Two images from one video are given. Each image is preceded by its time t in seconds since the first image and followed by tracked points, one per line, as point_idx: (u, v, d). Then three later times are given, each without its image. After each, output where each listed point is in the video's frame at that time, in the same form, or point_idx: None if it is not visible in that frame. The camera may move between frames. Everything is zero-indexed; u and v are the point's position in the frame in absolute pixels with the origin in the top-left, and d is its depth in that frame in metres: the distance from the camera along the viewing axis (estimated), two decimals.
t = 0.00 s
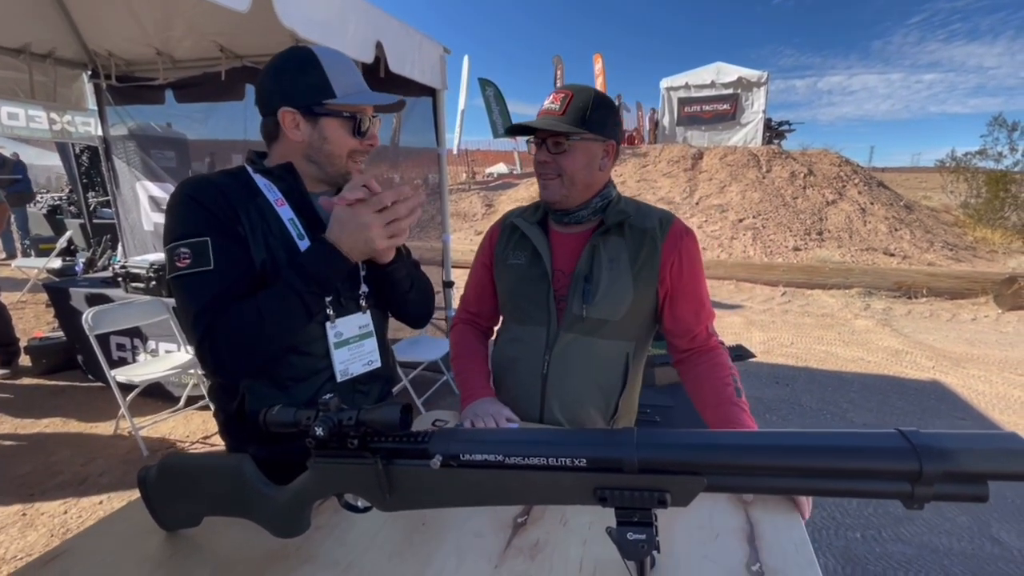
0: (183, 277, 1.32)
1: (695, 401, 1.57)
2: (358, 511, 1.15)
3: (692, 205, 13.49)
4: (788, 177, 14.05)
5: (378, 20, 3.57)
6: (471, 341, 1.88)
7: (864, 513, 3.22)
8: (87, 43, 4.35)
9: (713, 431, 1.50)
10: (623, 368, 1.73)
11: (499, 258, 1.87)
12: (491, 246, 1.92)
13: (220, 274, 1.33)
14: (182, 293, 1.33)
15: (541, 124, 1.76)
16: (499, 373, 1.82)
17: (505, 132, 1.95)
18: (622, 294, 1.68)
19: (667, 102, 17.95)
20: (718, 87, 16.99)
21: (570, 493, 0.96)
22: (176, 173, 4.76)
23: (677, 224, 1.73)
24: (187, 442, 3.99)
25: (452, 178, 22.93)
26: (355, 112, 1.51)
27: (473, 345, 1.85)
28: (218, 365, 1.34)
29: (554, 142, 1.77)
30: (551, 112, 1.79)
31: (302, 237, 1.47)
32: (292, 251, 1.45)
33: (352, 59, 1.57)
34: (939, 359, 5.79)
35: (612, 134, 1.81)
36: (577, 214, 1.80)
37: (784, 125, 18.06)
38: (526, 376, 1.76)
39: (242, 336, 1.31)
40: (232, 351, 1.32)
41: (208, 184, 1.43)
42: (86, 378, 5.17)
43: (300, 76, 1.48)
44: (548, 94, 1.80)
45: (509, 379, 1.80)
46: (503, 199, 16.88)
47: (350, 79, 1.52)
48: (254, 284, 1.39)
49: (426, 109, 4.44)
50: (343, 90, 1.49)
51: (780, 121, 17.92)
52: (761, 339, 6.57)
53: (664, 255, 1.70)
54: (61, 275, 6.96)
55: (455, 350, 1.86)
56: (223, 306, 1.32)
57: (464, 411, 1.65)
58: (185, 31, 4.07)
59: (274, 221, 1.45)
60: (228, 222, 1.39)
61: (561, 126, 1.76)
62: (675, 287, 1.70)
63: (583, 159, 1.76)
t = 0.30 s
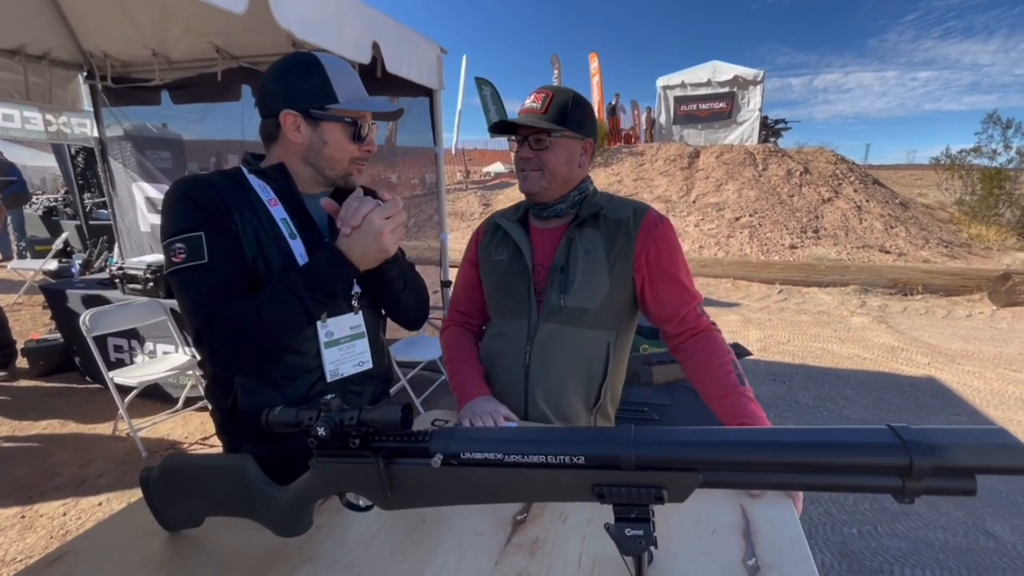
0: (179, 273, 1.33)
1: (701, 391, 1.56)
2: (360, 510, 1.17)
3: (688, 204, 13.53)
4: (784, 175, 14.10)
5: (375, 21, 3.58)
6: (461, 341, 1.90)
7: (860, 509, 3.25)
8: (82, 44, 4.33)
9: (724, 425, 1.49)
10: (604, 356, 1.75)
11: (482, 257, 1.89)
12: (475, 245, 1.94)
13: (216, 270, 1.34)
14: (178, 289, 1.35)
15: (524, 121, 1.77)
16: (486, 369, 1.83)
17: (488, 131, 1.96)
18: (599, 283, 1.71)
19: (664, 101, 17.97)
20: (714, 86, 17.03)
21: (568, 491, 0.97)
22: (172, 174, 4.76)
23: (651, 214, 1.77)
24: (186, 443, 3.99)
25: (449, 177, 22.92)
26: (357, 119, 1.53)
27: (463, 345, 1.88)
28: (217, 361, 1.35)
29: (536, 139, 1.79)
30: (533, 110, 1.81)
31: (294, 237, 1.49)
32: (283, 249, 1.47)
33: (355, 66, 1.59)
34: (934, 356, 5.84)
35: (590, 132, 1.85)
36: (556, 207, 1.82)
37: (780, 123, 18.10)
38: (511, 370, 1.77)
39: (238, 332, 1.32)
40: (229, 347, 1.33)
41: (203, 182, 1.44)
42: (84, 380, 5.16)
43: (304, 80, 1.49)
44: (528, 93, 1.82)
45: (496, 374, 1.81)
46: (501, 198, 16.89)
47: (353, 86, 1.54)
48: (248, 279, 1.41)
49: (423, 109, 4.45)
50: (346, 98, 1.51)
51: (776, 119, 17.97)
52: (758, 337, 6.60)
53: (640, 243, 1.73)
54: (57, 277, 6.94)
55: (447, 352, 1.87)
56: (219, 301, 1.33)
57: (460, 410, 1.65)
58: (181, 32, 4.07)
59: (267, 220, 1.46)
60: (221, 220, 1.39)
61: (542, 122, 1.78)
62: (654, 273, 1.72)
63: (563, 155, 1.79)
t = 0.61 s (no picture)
0: (176, 270, 1.33)
1: (692, 391, 1.57)
2: (360, 508, 1.17)
3: (685, 202, 13.56)
4: (780, 174, 14.14)
5: (370, 21, 3.57)
6: (457, 344, 1.90)
7: (858, 505, 3.27)
8: (76, 46, 4.31)
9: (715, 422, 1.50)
10: (599, 356, 1.76)
11: (475, 261, 1.89)
12: (468, 249, 1.94)
13: (213, 267, 1.35)
14: (175, 286, 1.35)
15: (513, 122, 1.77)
16: (483, 372, 1.84)
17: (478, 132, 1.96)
18: (592, 285, 1.72)
19: (660, 100, 18.01)
20: (710, 84, 17.06)
21: (568, 488, 0.97)
22: (168, 176, 4.74)
23: (641, 213, 1.77)
24: (184, 444, 3.98)
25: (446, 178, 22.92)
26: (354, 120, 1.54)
27: (460, 346, 1.88)
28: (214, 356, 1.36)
29: (526, 140, 1.79)
30: (522, 112, 1.81)
31: (290, 236, 1.49)
32: (280, 249, 1.46)
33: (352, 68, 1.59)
34: (930, 352, 5.87)
35: (578, 132, 1.85)
36: (547, 210, 1.83)
37: (776, 122, 18.15)
38: (508, 372, 1.78)
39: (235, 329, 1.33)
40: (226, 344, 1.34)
41: (201, 180, 1.44)
42: (81, 383, 5.14)
43: (302, 82, 1.49)
44: (517, 94, 1.82)
45: (493, 377, 1.82)
46: (498, 198, 16.89)
47: (350, 87, 1.54)
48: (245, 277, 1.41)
49: (419, 109, 4.45)
50: (345, 100, 1.51)
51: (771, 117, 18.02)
52: (755, 335, 6.62)
53: (630, 244, 1.73)
54: (53, 279, 6.91)
55: (443, 355, 1.87)
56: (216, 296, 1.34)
57: (457, 409, 1.65)
58: (176, 32, 4.06)
59: (264, 219, 1.46)
60: (219, 218, 1.39)
61: (532, 123, 1.78)
62: (645, 273, 1.72)
63: (554, 156, 1.79)
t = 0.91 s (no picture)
0: (171, 274, 1.34)
1: (691, 389, 1.58)
2: (360, 508, 1.18)
3: (681, 202, 13.61)
4: (776, 173, 14.19)
5: (366, 22, 3.58)
6: (459, 345, 1.90)
7: (855, 501, 3.29)
8: (72, 49, 4.30)
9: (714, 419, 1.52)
10: (602, 355, 1.77)
11: (476, 263, 1.90)
12: (468, 251, 1.95)
13: (209, 271, 1.35)
14: (168, 289, 1.34)
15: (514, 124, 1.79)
16: (485, 373, 1.85)
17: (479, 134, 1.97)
18: (593, 285, 1.73)
19: (656, 100, 18.05)
20: (706, 84, 17.10)
21: (567, 485, 0.99)
22: (164, 178, 4.74)
23: (640, 212, 1.78)
24: (182, 447, 3.98)
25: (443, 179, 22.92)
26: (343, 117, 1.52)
27: (461, 348, 1.89)
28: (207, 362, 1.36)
29: (527, 141, 1.80)
30: (522, 113, 1.82)
31: (289, 240, 1.48)
32: (278, 253, 1.46)
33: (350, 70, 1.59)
34: (926, 349, 5.90)
35: (578, 133, 1.87)
36: (547, 210, 1.84)
37: (771, 121, 18.20)
38: (511, 373, 1.79)
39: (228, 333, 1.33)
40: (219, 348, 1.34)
41: (200, 183, 1.45)
42: (78, 386, 5.13)
43: (294, 83, 1.50)
44: (517, 96, 1.83)
45: (495, 378, 1.83)
46: (495, 198, 16.91)
47: (341, 87, 1.53)
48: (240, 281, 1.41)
49: (415, 110, 4.46)
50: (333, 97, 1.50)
51: (767, 117, 18.07)
52: (752, 333, 6.65)
53: (630, 243, 1.74)
54: (50, 283, 6.90)
55: (444, 356, 1.88)
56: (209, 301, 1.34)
57: (457, 409, 1.66)
58: (172, 35, 4.05)
59: (262, 222, 1.46)
60: (216, 221, 1.39)
61: (532, 124, 1.79)
62: (644, 272, 1.74)
63: (555, 157, 1.80)
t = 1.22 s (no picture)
0: (148, 269, 1.35)
1: (694, 385, 1.59)
2: (361, 508, 1.18)
3: (679, 201, 13.63)
4: (772, 172, 14.22)
5: (363, 23, 3.58)
6: (462, 344, 1.91)
7: (853, 499, 3.30)
8: (68, 51, 4.29)
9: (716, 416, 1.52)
10: (607, 352, 1.78)
11: (480, 261, 1.90)
12: (472, 249, 1.95)
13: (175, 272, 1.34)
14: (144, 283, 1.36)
15: (518, 123, 1.80)
16: (489, 372, 1.85)
17: (481, 132, 1.98)
18: (597, 282, 1.74)
19: (653, 100, 18.08)
20: (702, 83, 17.12)
21: (567, 483, 0.99)
22: (162, 180, 4.73)
23: (643, 209, 1.80)
24: (181, 449, 3.98)
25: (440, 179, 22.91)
26: (306, 108, 1.49)
27: (464, 347, 1.89)
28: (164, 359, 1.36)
29: (531, 140, 1.81)
30: (526, 112, 1.82)
31: (284, 241, 1.49)
32: (272, 255, 1.47)
33: (344, 67, 1.56)
34: (923, 347, 5.93)
35: (582, 131, 1.88)
36: (551, 208, 1.85)
37: (768, 120, 18.24)
38: (516, 371, 1.79)
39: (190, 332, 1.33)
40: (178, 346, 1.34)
41: (199, 183, 1.47)
42: (76, 389, 5.12)
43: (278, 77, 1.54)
44: (521, 94, 1.83)
45: (500, 376, 1.83)
46: (492, 199, 16.92)
47: (313, 77, 1.49)
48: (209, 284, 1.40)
49: (412, 111, 4.46)
50: (297, 87, 1.47)
51: (764, 116, 18.11)
52: (750, 332, 6.67)
53: (635, 240, 1.76)
54: (46, 286, 6.88)
55: (447, 355, 1.88)
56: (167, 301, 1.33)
57: (459, 407, 1.66)
58: (169, 37, 4.05)
59: (258, 224, 1.47)
60: (202, 224, 1.40)
61: (537, 123, 1.80)
62: (648, 269, 1.75)
63: (559, 156, 1.81)
